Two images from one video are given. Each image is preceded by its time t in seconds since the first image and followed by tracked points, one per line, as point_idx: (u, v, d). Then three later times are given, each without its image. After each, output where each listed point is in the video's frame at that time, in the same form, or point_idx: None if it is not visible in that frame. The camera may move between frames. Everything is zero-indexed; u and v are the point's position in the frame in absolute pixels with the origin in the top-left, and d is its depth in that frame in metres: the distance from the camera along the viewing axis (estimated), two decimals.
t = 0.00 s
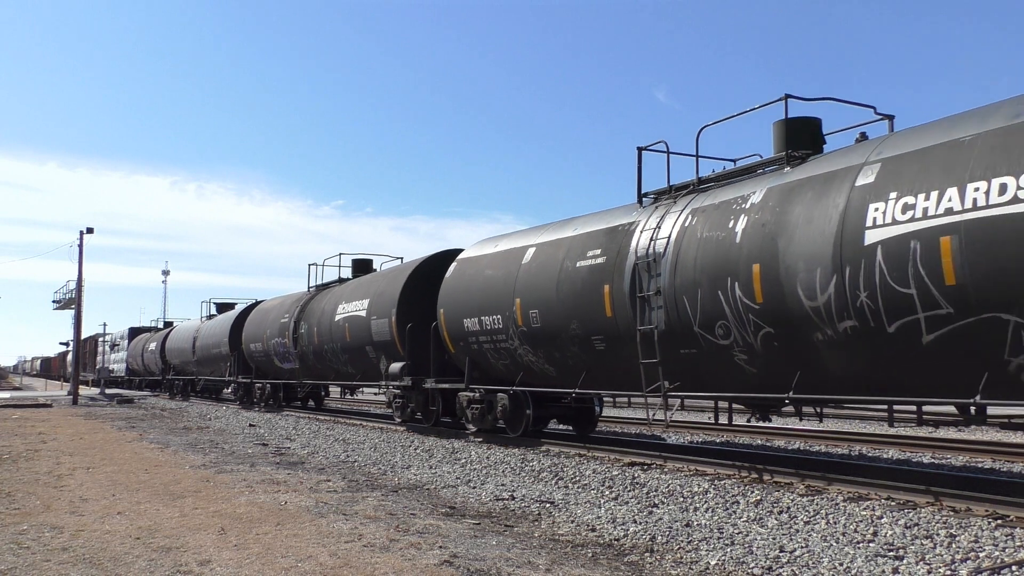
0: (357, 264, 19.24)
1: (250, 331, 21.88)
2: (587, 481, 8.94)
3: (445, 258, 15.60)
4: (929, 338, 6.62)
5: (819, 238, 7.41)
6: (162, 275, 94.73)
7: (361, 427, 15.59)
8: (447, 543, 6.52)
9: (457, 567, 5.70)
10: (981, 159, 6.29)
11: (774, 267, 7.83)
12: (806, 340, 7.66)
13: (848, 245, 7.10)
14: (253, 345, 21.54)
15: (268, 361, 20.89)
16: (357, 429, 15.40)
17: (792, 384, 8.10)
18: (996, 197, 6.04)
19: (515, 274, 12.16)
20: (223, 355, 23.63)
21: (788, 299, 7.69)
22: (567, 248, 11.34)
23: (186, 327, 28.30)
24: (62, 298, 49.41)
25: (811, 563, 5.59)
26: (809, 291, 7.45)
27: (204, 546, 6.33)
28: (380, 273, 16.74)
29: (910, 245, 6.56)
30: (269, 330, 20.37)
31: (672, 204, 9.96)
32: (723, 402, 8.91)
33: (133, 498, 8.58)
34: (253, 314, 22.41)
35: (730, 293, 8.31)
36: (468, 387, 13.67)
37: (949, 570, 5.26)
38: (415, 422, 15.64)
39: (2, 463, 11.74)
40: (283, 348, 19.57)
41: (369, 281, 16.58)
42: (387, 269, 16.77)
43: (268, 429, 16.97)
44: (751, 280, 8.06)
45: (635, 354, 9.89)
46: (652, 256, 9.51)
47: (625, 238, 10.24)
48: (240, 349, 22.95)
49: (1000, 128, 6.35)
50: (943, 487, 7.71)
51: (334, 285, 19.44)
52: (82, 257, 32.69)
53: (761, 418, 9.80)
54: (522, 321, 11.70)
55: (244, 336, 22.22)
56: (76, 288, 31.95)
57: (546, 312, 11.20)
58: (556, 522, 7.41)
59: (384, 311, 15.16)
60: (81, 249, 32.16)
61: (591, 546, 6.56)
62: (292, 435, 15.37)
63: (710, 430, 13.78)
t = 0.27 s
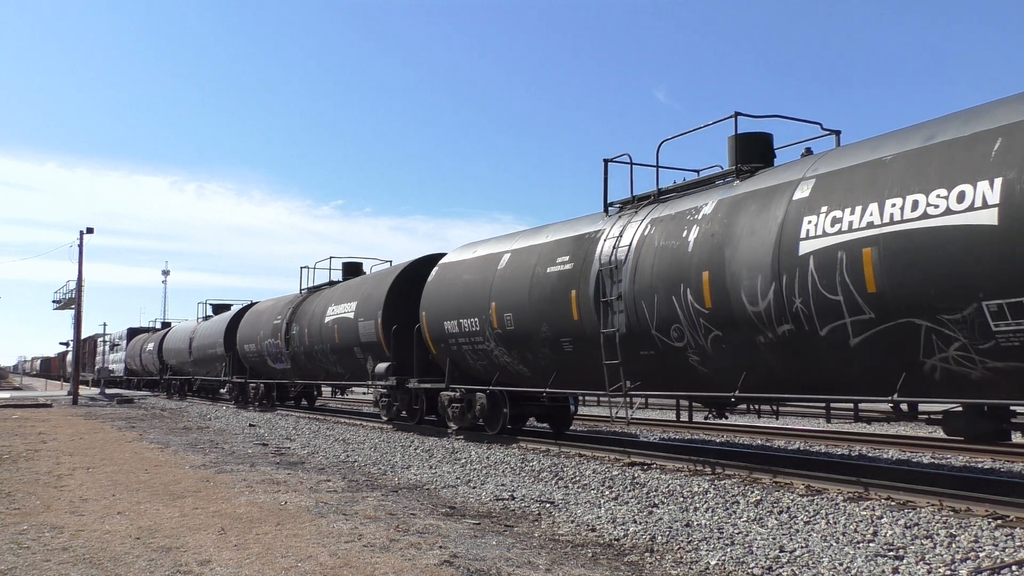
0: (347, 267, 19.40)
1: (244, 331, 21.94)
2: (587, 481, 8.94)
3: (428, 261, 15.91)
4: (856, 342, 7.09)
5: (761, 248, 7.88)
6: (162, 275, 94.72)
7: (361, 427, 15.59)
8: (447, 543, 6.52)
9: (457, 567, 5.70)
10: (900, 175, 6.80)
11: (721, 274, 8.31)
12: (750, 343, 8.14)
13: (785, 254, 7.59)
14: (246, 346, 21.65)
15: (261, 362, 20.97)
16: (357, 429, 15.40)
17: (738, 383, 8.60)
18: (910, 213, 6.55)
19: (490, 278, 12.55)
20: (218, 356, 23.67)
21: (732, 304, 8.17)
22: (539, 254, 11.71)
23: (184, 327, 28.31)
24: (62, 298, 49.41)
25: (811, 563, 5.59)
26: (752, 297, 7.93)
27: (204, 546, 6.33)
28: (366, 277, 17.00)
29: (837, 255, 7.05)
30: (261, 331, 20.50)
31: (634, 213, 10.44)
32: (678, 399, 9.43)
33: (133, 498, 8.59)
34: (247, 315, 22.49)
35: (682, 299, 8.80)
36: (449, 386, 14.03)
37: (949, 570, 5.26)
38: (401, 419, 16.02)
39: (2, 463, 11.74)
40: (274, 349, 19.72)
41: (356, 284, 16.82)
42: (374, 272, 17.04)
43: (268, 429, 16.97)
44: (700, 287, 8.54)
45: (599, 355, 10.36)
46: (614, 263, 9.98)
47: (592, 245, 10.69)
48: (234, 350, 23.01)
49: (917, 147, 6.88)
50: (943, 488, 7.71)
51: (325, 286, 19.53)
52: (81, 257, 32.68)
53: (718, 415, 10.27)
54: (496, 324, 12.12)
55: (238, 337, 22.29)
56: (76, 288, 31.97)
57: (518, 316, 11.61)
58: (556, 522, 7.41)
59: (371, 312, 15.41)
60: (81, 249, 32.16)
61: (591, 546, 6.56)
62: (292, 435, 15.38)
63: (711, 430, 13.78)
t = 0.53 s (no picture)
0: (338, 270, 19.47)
1: (238, 332, 21.98)
2: (588, 481, 8.94)
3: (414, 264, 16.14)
4: (793, 344, 7.75)
5: (710, 257, 8.52)
6: (162, 275, 94.70)
7: (361, 427, 15.59)
8: (447, 543, 6.52)
9: (457, 567, 5.70)
10: (831, 191, 7.46)
11: (676, 281, 8.95)
12: (702, 345, 8.76)
13: (730, 263, 8.24)
14: (240, 346, 21.72)
15: (255, 362, 21.02)
16: (358, 429, 15.40)
17: (691, 382, 9.23)
18: (837, 225, 7.22)
19: (469, 282, 12.99)
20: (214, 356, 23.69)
21: (686, 308, 8.80)
22: (513, 260, 12.21)
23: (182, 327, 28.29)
24: (62, 298, 49.39)
25: (811, 563, 5.59)
26: (702, 303, 8.57)
27: (204, 546, 6.33)
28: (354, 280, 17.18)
29: (775, 264, 7.72)
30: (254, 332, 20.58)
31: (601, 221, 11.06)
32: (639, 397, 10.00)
33: (133, 498, 8.58)
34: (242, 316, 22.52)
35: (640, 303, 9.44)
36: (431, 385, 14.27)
37: (949, 570, 5.26)
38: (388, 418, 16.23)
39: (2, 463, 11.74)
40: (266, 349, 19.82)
41: (345, 286, 16.97)
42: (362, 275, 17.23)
43: (268, 429, 16.98)
44: (657, 292, 9.18)
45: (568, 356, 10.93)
46: (580, 270, 10.59)
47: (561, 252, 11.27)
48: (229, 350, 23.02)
49: (846, 166, 7.57)
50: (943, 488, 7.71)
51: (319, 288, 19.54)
52: (81, 257, 32.69)
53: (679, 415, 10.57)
54: (473, 326, 12.60)
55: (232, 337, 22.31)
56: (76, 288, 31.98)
57: (494, 318, 12.11)
58: (556, 522, 7.41)
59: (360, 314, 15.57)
60: (80, 250, 32.15)
61: (591, 546, 6.56)
62: (292, 435, 15.38)
63: (711, 430, 13.79)
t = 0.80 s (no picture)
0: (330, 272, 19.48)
1: (234, 332, 22.00)
2: (588, 481, 8.94)
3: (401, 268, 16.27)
4: (740, 346, 8.28)
5: (666, 265, 9.00)
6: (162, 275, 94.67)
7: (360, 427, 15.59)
8: (447, 543, 6.52)
9: (457, 567, 5.70)
10: (772, 205, 8.01)
11: (635, 287, 9.41)
12: (659, 347, 9.24)
13: (683, 271, 8.72)
14: (235, 347, 21.76)
15: (250, 362, 21.06)
16: (357, 429, 15.38)
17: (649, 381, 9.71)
18: (775, 237, 7.76)
19: (449, 285, 13.23)
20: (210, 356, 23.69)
21: (644, 313, 9.26)
22: (491, 265, 12.47)
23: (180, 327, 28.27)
24: (62, 298, 49.28)
25: (811, 563, 5.59)
26: (659, 308, 9.05)
27: (204, 546, 6.33)
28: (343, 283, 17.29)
29: (722, 272, 8.23)
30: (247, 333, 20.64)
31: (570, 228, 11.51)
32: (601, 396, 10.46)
33: (133, 498, 8.59)
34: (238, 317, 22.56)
35: (603, 307, 9.88)
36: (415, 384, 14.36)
37: (949, 571, 5.25)
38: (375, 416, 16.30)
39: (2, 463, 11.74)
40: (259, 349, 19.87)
41: (334, 289, 17.06)
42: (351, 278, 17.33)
43: (268, 429, 16.98)
44: (618, 297, 9.63)
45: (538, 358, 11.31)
46: (550, 275, 10.96)
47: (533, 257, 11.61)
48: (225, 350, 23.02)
49: (786, 181, 8.13)
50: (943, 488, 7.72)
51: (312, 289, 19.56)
52: (80, 257, 32.69)
53: (643, 413, 10.94)
54: (453, 328, 12.86)
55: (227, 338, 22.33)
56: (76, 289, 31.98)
57: (471, 321, 12.39)
58: (556, 522, 7.41)
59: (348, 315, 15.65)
60: (81, 250, 32.15)
61: (591, 546, 6.56)
62: (292, 435, 15.38)
63: (711, 430, 13.79)
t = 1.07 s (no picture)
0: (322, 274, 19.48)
1: (229, 333, 22.00)
2: (588, 481, 8.94)
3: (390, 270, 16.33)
4: (693, 348, 8.48)
5: (627, 270, 9.19)
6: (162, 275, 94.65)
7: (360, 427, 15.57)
8: (447, 543, 6.52)
9: (457, 567, 5.70)
10: (718, 215, 8.28)
11: (599, 291, 9.59)
12: (621, 350, 9.42)
13: (643, 276, 8.91)
14: (230, 348, 21.77)
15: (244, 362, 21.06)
16: (357, 429, 15.36)
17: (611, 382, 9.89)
18: (722, 246, 8.01)
19: (430, 288, 13.26)
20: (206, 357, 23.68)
21: (608, 317, 9.43)
22: (469, 269, 12.48)
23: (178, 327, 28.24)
24: (61, 298, 49.25)
25: (811, 563, 5.59)
26: (620, 312, 9.23)
27: (204, 546, 6.33)
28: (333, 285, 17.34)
29: (677, 278, 8.46)
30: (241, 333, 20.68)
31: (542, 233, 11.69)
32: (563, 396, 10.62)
33: (133, 498, 8.59)
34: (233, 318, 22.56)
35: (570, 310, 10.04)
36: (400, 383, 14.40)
37: (949, 570, 5.26)
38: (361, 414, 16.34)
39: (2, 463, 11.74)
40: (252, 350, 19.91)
41: (325, 292, 17.10)
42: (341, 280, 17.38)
43: (268, 429, 16.98)
44: (584, 301, 9.80)
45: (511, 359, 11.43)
46: (523, 279, 11.07)
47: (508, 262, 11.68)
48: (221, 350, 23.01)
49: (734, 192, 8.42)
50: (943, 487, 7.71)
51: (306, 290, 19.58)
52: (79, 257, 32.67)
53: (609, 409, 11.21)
54: (433, 331, 12.89)
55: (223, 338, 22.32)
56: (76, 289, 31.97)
57: (450, 324, 12.44)
58: (556, 522, 7.41)
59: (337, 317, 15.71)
60: (80, 250, 32.13)
61: (591, 546, 6.56)
62: (292, 435, 15.37)
63: (711, 430, 13.78)
